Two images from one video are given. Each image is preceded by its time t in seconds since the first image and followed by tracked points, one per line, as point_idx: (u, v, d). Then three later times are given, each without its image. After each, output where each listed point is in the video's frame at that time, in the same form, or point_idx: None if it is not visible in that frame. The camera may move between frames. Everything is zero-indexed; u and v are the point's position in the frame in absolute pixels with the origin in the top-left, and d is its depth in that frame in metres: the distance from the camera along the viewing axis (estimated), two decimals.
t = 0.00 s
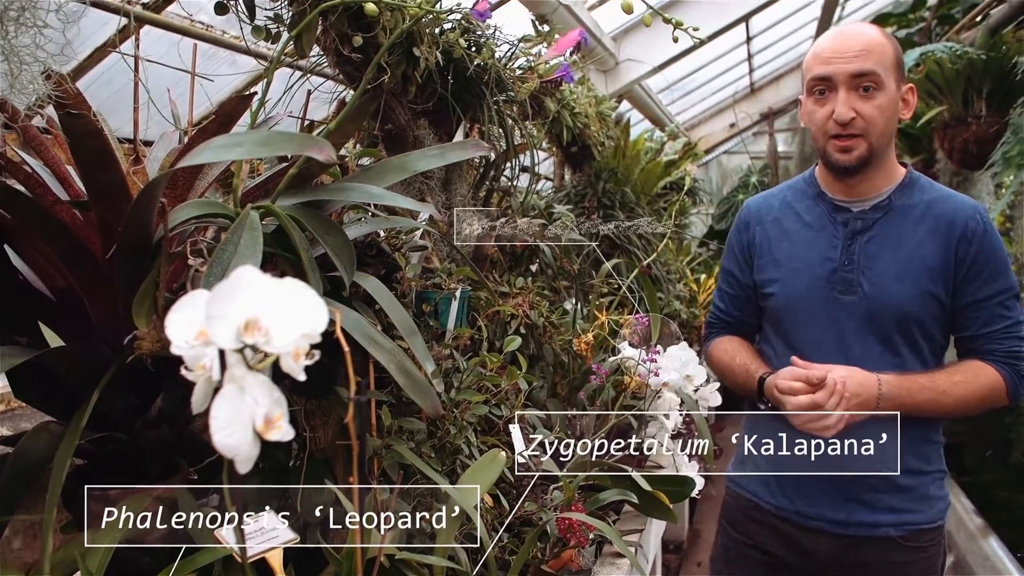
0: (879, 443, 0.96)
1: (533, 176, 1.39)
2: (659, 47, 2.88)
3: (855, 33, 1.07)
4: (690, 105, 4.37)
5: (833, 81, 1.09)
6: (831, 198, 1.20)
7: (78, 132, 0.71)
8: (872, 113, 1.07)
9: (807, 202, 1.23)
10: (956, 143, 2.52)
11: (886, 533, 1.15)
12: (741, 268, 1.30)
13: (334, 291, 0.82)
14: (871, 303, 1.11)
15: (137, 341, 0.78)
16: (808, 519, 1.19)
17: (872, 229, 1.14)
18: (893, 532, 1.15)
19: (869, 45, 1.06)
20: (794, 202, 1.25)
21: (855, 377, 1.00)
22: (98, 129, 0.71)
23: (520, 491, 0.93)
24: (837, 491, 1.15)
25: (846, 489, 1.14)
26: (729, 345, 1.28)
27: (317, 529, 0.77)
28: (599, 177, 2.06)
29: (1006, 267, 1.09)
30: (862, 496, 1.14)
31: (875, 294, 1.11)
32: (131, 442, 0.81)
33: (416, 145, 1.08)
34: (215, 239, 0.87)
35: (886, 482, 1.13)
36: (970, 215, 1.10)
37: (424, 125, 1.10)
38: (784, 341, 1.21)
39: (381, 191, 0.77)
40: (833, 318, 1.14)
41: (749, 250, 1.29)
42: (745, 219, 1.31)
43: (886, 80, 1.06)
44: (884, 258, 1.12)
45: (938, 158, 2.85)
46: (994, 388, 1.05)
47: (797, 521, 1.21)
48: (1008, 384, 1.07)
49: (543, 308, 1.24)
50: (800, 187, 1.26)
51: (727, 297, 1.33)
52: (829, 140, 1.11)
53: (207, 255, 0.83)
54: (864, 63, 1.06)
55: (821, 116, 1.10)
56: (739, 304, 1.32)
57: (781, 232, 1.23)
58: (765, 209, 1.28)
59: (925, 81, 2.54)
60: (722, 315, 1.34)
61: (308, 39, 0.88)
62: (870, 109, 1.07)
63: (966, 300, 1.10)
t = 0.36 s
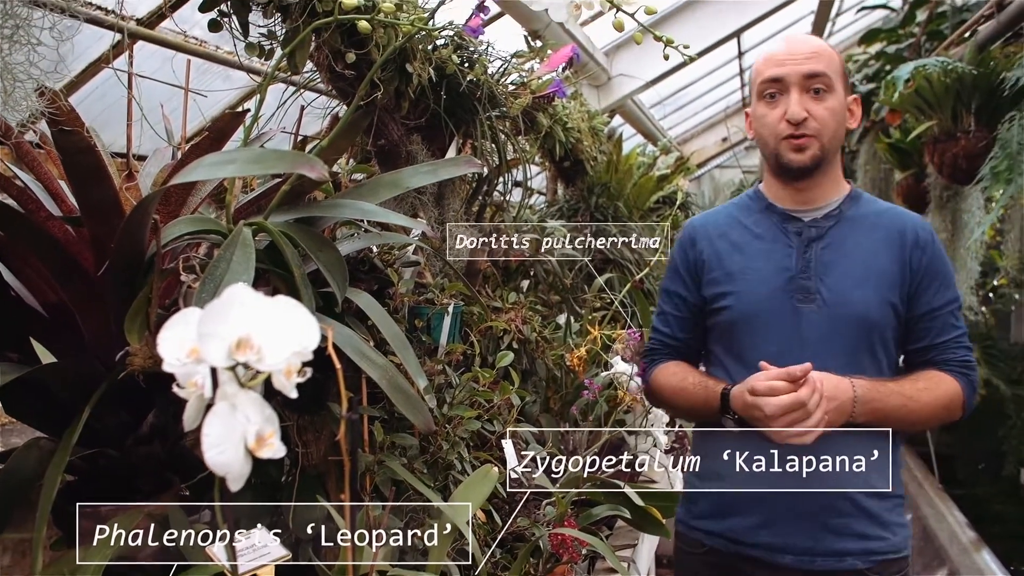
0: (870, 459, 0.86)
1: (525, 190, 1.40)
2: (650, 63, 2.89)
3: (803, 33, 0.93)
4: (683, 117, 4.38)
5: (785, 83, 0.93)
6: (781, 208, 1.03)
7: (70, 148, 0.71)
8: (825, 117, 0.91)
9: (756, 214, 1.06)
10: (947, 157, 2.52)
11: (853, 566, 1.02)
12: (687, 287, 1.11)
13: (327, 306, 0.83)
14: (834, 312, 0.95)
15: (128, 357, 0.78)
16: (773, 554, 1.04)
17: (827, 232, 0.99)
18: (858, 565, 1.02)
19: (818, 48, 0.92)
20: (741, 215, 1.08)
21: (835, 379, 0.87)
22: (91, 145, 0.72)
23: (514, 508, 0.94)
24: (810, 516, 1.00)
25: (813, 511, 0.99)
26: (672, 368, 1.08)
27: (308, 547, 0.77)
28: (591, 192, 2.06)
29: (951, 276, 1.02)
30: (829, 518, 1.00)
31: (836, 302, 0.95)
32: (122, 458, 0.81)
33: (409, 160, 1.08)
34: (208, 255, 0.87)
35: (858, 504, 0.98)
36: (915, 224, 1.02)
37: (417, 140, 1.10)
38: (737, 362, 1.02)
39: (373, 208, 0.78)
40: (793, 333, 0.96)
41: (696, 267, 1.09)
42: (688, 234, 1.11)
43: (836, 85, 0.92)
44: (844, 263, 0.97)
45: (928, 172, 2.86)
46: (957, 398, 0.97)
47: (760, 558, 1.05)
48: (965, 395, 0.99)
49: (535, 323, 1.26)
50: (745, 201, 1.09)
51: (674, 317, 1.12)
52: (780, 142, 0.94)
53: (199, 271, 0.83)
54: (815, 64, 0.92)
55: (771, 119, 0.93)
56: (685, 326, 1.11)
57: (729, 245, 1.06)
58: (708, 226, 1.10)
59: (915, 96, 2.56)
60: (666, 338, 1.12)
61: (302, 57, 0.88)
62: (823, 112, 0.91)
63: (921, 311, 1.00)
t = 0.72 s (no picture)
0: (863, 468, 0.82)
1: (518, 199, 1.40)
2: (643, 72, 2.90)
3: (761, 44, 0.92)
4: (678, 125, 4.40)
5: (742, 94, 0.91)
6: (747, 221, 1.00)
7: (63, 158, 0.71)
8: (783, 126, 0.89)
9: (722, 227, 1.03)
10: (937, 166, 2.53)
11: None
12: (652, 299, 1.06)
13: (319, 316, 0.83)
14: (801, 325, 0.91)
15: (120, 366, 0.78)
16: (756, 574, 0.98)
17: (791, 245, 0.97)
18: None
19: (777, 58, 0.90)
20: (707, 227, 1.04)
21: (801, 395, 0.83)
22: (84, 155, 0.72)
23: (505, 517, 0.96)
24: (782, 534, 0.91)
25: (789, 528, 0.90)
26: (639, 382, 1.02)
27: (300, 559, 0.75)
28: (585, 201, 2.07)
29: (920, 291, 1.00)
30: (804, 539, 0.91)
31: (803, 315, 0.92)
32: (113, 467, 0.80)
33: (402, 170, 1.08)
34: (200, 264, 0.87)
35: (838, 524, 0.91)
36: (884, 237, 1.00)
37: (410, 149, 1.10)
38: (703, 380, 0.98)
39: (366, 217, 0.78)
40: (758, 347, 0.92)
41: (661, 279, 1.05)
42: (653, 247, 1.07)
43: (796, 94, 0.90)
44: (810, 274, 0.94)
45: (920, 180, 2.88)
46: (926, 412, 0.94)
47: None
48: (933, 410, 0.96)
49: (528, 332, 1.27)
50: (711, 215, 1.06)
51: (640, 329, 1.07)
52: (735, 153, 0.93)
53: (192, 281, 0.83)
54: (771, 75, 0.90)
55: (727, 129, 0.91)
56: (651, 339, 1.06)
57: (695, 258, 1.02)
58: (675, 237, 1.06)
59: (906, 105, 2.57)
60: (630, 352, 1.07)
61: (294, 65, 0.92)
62: (780, 122, 0.89)
63: (890, 326, 0.97)
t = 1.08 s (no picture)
0: (861, 473, 0.80)
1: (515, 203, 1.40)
2: (639, 76, 2.90)
3: (772, 50, 0.93)
4: (675, 129, 4.40)
5: (751, 96, 0.92)
6: (763, 225, 1.01)
7: (60, 163, 0.72)
8: (792, 129, 0.89)
9: (739, 232, 1.04)
10: (933, 171, 2.54)
11: None
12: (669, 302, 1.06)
13: (316, 320, 0.83)
14: (812, 330, 0.91)
15: (116, 372, 0.78)
16: None
17: (806, 250, 0.96)
18: None
19: (786, 61, 0.91)
20: (724, 233, 1.05)
21: (798, 422, 0.74)
22: (80, 160, 0.72)
23: (502, 522, 0.96)
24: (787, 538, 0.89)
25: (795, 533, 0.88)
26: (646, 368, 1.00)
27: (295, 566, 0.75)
28: (582, 205, 2.07)
29: (946, 302, 0.97)
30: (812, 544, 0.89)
31: (814, 320, 0.92)
32: (110, 472, 0.80)
33: (399, 175, 1.08)
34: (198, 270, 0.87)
35: (841, 529, 0.89)
36: (906, 244, 0.98)
37: (407, 153, 1.09)
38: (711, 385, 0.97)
39: (363, 222, 0.79)
40: (770, 352, 0.92)
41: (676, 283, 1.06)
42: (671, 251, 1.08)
43: (806, 95, 0.90)
44: (823, 279, 0.94)
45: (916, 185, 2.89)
46: (954, 432, 0.91)
47: None
48: (960, 428, 0.93)
49: (525, 337, 1.28)
50: (731, 221, 1.07)
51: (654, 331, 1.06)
52: (746, 157, 0.93)
53: (189, 286, 0.83)
54: (780, 77, 0.90)
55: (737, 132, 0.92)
56: (675, 333, 1.05)
57: (709, 262, 1.02)
58: (694, 241, 1.07)
59: (901, 110, 2.58)
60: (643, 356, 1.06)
61: (291, 70, 0.92)
62: (789, 124, 0.89)
63: (912, 336, 0.95)
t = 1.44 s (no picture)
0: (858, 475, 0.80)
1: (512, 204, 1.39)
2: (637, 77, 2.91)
3: (788, 41, 0.90)
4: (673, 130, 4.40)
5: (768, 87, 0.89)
6: (781, 221, 1.01)
7: (58, 165, 0.72)
8: (811, 122, 0.88)
9: (753, 228, 1.03)
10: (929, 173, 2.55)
11: None
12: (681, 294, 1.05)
13: (313, 322, 0.83)
14: (838, 332, 0.90)
15: (113, 374, 0.78)
16: None
17: (829, 249, 0.96)
18: None
19: (806, 51, 0.89)
20: (739, 229, 1.04)
21: (829, 448, 0.78)
22: (79, 161, 0.72)
23: (500, 523, 0.95)
24: (790, 538, 0.89)
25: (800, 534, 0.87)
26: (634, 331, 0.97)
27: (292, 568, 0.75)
28: (579, 207, 2.07)
29: (961, 302, 0.99)
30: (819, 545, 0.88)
31: (841, 321, 0.90)
32: (107, 474, 0.79)
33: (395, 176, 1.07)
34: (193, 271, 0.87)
35: (843, 532, 0.89)
36: (923, 244, 0.99)
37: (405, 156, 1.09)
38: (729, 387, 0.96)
39: (360, 224, 0.79)
40: (794, 353, 0.91)
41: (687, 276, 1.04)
42: (683, 245, 1.06)
43: (826, 89, 0.88)
44: (848, 278, 0.93)
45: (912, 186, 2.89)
46: (974, 434, 0.93)
47: None
48: (980, 428, 0.95)
49: (523, 338, 1.29)
50: (743, 216, 1.06)
51: (663, 303, 1.03)
52: (761, 150, 0.91)
53: (187, 288, 0.83)
54: (802, 68, 0.87)
55: (753, 125, 0.90)
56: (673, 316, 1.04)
57: (727, 257, 1.01)
58: (709, 235, 1.05)
59: (898, 111, 2.59)
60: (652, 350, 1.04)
61: (289, 72, 0.94)
62: (808, 118, 0.88)
63: (932, 337, 0.97)
